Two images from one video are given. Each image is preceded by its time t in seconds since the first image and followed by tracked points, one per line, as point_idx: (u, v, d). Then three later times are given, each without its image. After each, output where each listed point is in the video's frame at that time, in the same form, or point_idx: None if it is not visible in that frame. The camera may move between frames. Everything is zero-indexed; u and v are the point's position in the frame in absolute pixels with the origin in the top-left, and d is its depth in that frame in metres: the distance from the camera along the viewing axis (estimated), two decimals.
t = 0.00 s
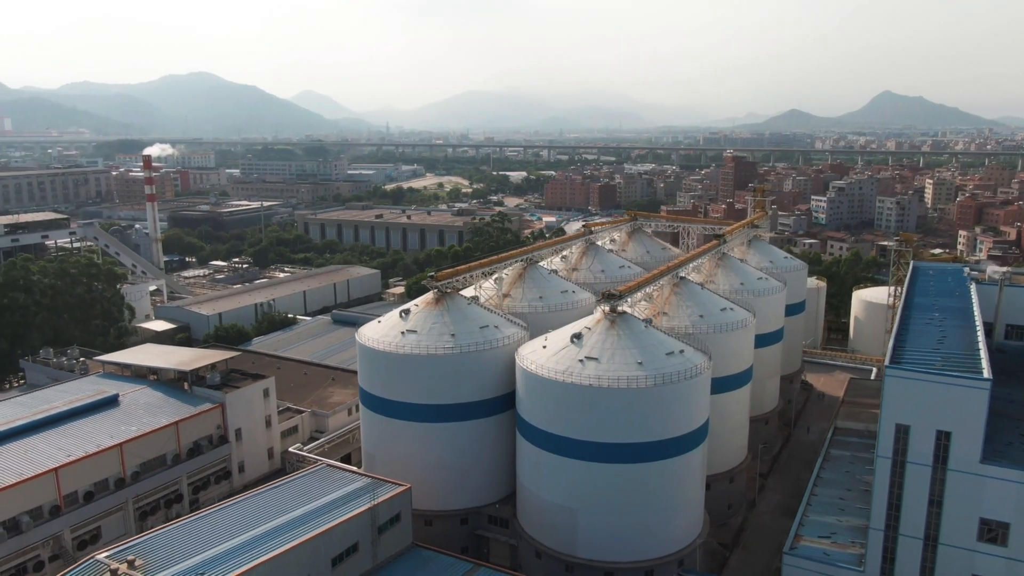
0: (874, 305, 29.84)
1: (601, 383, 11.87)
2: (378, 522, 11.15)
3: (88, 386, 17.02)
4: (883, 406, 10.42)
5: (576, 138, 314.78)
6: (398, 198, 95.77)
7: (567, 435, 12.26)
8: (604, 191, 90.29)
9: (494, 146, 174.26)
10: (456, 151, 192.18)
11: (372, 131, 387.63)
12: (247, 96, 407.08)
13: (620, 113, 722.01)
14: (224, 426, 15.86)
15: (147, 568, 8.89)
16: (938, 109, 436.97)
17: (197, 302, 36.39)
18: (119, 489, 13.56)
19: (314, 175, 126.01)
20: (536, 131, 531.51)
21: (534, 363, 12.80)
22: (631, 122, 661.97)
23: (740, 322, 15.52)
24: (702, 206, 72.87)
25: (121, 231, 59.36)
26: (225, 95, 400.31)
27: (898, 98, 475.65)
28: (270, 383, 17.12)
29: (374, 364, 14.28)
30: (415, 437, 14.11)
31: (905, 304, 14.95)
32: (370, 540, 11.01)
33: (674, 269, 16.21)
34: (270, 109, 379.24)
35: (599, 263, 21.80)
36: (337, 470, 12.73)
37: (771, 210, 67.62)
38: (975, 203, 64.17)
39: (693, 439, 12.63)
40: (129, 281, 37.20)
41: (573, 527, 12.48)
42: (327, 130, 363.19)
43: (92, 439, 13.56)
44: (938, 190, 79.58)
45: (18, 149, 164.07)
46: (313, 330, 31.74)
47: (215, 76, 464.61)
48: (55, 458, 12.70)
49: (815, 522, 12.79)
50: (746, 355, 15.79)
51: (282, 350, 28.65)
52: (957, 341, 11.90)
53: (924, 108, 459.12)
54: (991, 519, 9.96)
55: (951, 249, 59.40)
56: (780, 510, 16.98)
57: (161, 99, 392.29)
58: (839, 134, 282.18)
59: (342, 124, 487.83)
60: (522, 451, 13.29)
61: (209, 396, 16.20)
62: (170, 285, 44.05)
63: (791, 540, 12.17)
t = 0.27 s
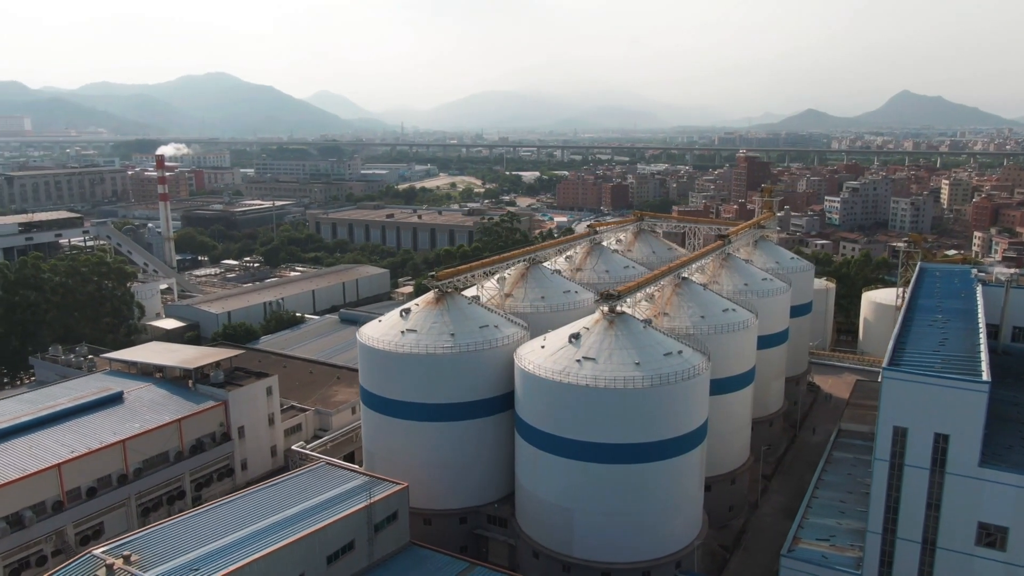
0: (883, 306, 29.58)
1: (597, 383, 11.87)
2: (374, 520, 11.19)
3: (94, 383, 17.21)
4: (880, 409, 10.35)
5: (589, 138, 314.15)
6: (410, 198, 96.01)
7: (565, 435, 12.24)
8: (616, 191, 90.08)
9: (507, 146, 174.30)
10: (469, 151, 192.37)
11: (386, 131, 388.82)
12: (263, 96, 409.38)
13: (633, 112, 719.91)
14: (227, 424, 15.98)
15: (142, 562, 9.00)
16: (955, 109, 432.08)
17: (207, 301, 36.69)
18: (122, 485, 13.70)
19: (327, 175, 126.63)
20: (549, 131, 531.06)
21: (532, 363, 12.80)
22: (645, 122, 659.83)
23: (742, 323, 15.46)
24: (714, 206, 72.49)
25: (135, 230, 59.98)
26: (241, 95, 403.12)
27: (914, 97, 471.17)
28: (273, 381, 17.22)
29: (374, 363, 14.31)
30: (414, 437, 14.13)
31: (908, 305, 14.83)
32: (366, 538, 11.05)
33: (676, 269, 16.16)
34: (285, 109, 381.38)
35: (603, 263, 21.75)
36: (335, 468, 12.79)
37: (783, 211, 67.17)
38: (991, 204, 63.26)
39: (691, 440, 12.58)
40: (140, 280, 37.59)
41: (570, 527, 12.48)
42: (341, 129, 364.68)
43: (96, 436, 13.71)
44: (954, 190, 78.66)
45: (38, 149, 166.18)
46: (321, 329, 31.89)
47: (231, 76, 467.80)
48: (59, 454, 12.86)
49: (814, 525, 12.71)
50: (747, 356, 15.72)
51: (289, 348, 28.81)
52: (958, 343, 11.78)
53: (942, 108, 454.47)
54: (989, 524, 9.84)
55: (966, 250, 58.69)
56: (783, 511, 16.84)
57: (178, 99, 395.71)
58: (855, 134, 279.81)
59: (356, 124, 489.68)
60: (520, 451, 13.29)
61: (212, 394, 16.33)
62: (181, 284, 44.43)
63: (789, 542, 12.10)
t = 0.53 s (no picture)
0: (892, 308, 29.32)
1: (594, 383, 11.85)
2: (371, 518, 11.24)
3: (100, 380, 17.41)
4: (878, 412, 10.28)
5: (603, 138, 313.47)
6: (423, 198, 96.22)
7: (561, 435, 12.24)
8: (629, 191, 89.84)
9: (520, 146, 174.28)
10: (483, 151, 192.49)
11: (400, 131, 389.91)
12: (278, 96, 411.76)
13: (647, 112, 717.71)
14: (230, 422, 16.11)
15: (138, 557, 9.09)
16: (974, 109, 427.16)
17: (216, 300, 36.97)
18: (124, 481, 13.85)
19: (341, 174, 127.23)
20: (563, 131, 530.41)
21: (530, 363, 12.80)
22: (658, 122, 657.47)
23: (744, 324, 15.39)
24: (727, 206, 72.11)
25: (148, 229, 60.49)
26: (257, 95, 405.59)
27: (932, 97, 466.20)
28: (276, 379, 17.33)
29: (374, 362, 14.37)
30: (413, 436, 14.18)
31: (912, 307, 14.71)
32: (361, 537, 11.10)
33: (678, 270, 16.12)
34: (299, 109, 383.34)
35: (607, 263, 21.68)
36: (334, 466, 12.86)
37: (797, 211, 66.69)
38: (1008, 206, 62.07)
39: (689, 441, 12.53)
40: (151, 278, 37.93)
41: (567, 527, 12.48)
42: (355, 129, 366.10)
43: (99, 433, 13.86)
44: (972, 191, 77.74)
45: (57, 149, 167.95)
46: (328, 328, 32.03)
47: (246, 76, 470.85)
48: (62, 451, 13.02)
49: (813, 528, 12.65)
50: (749, 357, 15.65)
51: (296, 347, 28.97)
52: (959, 345, 11.68)
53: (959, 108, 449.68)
54: (987, 528, 9.74)
55: (982, 252, 58.05)
56: (785, 513, 16.73)
57: (194, 100, 398.81)
58: (872, 134, 277.40)
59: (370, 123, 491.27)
60: (518, 451, 13.29)
61: (215, 391, 16.47)
62: (192, 282, 44.76)
63: (787, 544, 12.04)
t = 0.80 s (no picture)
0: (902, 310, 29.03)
1: (591, 383, 11.85)
2: (367, 517, 11.29)
3: (105, 377, 17.59)
4: (875, 414, 10.21)
5: (617, 138, 312.70)
6: (434, 198, 96.43)
7: (558, 436, 12.24)
8: (641, 192, 89.62)
9: (533, 146, 174.29)
10: (496, 151, 192.56)
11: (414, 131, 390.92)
12: (292, 96, 414.10)
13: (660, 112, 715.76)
14: (233, 420, 16.24)
15: (133, 554, 9.19)
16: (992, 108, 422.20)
17: (225, 298, 37.24)
18: (126, 477, 14.00)
19: (354, 174, 127.90)
20: (576, 131, 529.71)
21: (527, 363, 12.81)
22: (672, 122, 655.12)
23: (744, 325, 15.31)
24: (739, 206, 71.74)
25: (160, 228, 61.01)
26: (272, 95, 407.94)
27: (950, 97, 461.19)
28: (279, 377, 17.44)
29: (374, 361, 14.43)
30: (413, 435, 14.20)
31: (915, 308, 14.59)
32: (357, 536, 11.13)
33: (678, 270, 16.07)
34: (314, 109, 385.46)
35: (611, 263, 21.59)
36: (333, 464, 12.92)
37: (809, 212, 66.28)
38: None
39: (686, 442, 12.49)
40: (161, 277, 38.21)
41: (563, 527, 12.49)
42: (369, 129, 367.45)
43: (103, 429, 14.01)
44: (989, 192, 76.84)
45: (74, 148, 169.74)
46: (335, 327, 32.16)
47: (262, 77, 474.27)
48: (65, 447, 13.16)
49: (812, 530, 12.56)
50: (750, 358, 15.57)
51: (302, 346, 29.13)
52: (959, 347, 11.56)
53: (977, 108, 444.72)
54: (985, 533, 9.62)
55: (997, 254, 57.41)
56: (786, 515, 16.64)
57: (210, 100, 402.04)
58: (888, 133, 275.08)
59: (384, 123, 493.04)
60: (516, 450, 13.31)
61: (218, 389, 16.57)
62: (202, 282, 45.08)
63: (785, 546, 11.99)
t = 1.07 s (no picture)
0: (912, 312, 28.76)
1: (587, 384, 11.84)
2: (363, 515, 11.34)
3: (111, 374, 17.77)
4: (871, 416, 10.14)
5: (631, 138, 311.89)
6: (446, 198, 96.61)
7: (554, 436, 12.25)
8: (653, 192, 89.33)
9: (546, 146, 174.11)
10: (509, 151, 192.60)
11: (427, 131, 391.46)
12: (306, 96, 416.14)
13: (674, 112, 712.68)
14: (235, 417, 16.37)
15: (129, 549, 9.30)
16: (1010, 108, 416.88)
17: (235, 297, 37.53)
18: (129, 474, 14.15)
19: (366, 174, 128.33)
20: (589, 131, 528.83)
21: (525, 363, 12.82)
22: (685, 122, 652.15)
23: (745, 326, 15.24)
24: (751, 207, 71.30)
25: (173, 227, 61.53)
26: (286, 95, 410.24)
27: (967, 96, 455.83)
28: (282, 376, 17.56)
29: (373, 361, 14.49)
30: (412, 434, 14.24)
31: (918, 309, 14.45)
32: (353, 533, 11.20)
33: (679, 270, 16.01)
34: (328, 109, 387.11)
35: (615, 264, 21.53)
36: (331, 462, 13.01)
37: (822, 213, 65.75)
38: None
39: (684, 443, 12.45)
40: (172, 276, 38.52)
41: (559, 527, 12.49)
42: (382, 129, 368.48)
43: (106, 426, 14.17)
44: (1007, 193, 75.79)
45: (92, 148, 171.63)
46: (343, 326, 32.30)
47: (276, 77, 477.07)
48: (68, 443, 13.33)
49: (811, 532, 12.49)
50: (751, 360, 15.50)
51: (309, 345, 29.31)
52: (960, 349, 11.44)
53: (995, 108, 439.37)
54: (982, 536, 9.53)
55: (1012, 255, 56.73)
56: (787, 517, 16.54)
57: (225, 100, 404.97)
58: (905, 134, 272.28)
59: (397, 123, 494.21)
60: (513, 451, 13.32)
61: (221, 387, 16.71)
62: (213, 280, 45.44)
63: (782, 548, 11.93)
